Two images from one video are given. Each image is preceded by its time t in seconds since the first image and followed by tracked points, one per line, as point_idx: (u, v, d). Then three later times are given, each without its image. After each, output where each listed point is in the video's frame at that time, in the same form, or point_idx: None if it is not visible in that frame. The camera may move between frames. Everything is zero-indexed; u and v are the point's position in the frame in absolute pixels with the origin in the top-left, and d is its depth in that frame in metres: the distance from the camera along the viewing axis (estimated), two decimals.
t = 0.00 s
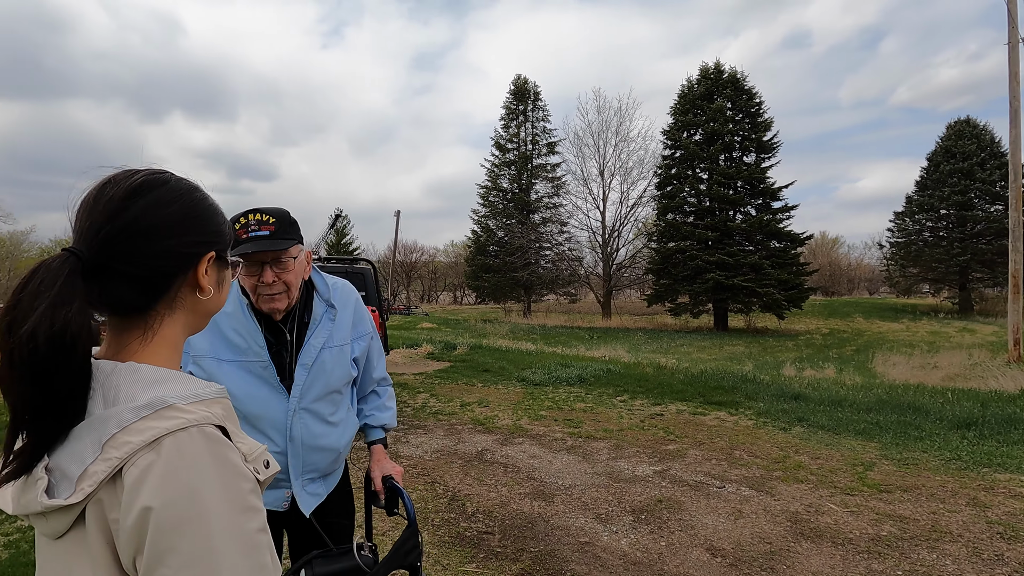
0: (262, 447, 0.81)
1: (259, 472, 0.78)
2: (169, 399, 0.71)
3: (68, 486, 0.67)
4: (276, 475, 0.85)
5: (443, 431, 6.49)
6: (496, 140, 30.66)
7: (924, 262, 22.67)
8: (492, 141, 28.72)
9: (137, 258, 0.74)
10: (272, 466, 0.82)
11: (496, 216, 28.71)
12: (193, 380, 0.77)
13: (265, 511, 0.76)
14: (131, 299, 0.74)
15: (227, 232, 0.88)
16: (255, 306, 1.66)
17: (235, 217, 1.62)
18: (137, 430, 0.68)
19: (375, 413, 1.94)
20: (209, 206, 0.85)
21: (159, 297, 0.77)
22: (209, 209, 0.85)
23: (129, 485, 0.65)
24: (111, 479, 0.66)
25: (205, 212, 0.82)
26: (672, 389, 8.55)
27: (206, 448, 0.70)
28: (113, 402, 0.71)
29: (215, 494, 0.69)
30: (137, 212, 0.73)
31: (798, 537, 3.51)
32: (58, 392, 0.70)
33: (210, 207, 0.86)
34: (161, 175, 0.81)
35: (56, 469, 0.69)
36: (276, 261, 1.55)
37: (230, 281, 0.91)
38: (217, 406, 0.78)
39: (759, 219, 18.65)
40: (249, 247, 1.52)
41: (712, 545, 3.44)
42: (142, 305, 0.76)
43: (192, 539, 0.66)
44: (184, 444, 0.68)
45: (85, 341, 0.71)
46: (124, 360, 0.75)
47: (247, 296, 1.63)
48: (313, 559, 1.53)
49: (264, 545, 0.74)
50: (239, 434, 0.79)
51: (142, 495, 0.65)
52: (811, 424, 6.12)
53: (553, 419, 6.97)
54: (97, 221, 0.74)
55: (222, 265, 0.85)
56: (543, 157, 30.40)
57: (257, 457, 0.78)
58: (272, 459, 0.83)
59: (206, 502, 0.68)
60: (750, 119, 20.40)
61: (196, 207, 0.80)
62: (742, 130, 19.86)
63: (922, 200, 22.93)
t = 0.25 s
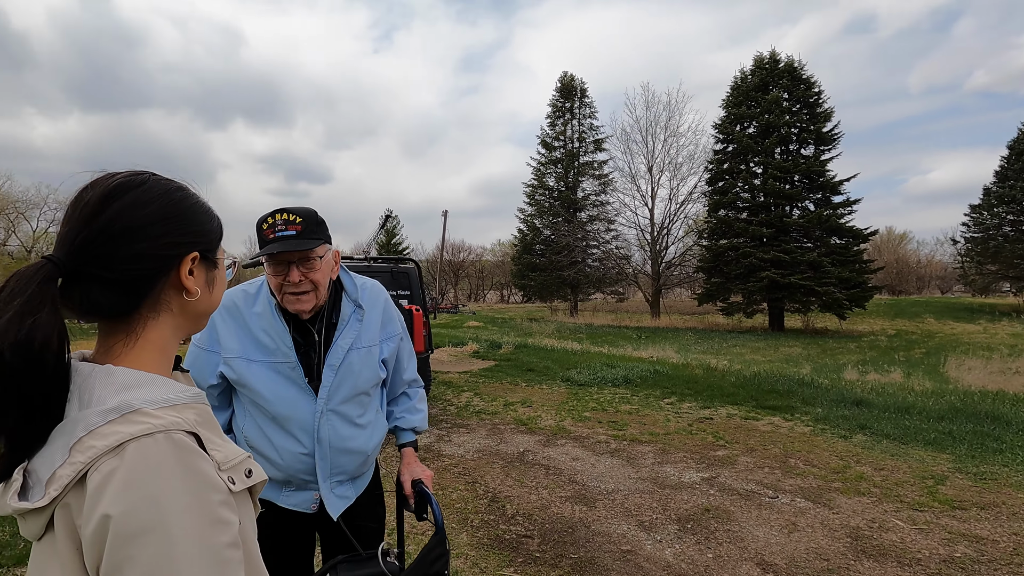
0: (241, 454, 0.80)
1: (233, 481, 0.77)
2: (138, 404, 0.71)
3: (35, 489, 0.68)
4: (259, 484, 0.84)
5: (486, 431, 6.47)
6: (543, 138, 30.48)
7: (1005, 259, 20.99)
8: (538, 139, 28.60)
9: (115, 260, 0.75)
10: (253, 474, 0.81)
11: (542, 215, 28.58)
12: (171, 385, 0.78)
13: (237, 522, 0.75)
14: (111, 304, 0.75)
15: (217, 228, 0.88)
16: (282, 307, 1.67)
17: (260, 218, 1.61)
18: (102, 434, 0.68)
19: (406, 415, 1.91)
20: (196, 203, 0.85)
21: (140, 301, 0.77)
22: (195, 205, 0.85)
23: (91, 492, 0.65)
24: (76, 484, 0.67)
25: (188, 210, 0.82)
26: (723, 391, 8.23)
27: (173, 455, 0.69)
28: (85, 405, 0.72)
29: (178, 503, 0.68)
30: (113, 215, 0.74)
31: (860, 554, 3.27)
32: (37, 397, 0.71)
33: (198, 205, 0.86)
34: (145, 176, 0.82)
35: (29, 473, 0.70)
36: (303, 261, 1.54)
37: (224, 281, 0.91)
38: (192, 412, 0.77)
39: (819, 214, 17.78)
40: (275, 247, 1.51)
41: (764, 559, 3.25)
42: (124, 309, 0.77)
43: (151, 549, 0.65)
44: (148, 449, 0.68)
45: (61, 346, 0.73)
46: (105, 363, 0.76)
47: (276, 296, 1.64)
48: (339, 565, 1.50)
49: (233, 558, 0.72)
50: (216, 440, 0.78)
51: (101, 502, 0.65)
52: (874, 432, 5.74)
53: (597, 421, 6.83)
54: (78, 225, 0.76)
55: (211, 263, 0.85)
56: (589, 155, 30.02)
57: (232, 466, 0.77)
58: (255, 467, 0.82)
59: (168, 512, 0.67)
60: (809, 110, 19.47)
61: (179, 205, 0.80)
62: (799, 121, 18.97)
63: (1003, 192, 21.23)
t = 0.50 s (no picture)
0: (223, 459, 0.79)
1: (210, 487, 0.75)
2: (113, 404, 0.70)
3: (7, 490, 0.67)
4: (245, 489, 0.82)
5: (524, 431, 6.42)
6: (585, 135, 30.14)
7: None
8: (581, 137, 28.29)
9: (97, 260, 0.75)
10: (235, 481, 0.80)
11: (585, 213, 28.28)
12: (153, 387, 0.76)
13: (212, 530, 0.73)
14: (94, 303, 0.75)
15: (206, 222, 0.87)
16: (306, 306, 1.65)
17: (283, 217, 1.59)
18: (74, 436, 0.67)
19: (431, 416, 1.87)
20: (181, 199, 0.84)
21: (125, 300, 0.77)
22: (181, 200, 0.84)
23: (60, 496, 0.64)
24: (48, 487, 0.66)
25: (172, 205, 0.81)
26: (772, 395, 7.87)
27: (145, 459, 0.68)
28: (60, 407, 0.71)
29: (146, 511, 0.67)
30: (93, 215, 0.74)
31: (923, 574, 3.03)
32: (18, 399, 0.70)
33: (186, 200, 0.86)
34: (129, 173, 0.82)
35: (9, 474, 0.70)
36: (324, 257, 1.51)
37: (219, 277, 0.90)
38: (170, 413, 0.76)
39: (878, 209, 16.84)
40: (296, 243, 1.48)
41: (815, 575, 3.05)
42: (109, 309, 0.76)
43: (118, 554, 0.64)
44: (120, 452, 0.67)
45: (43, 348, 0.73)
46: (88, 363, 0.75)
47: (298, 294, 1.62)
48: (358, 568, 1.47)
49: (207, 566, 0.71)
50: (196, 444, 0.77)
51: (68, 506, 0.64)
52: (940, 441, 5.34)
53: (639, 424, 6.66)
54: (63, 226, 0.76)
55: (201, 260, 0.84)
56: (633, 151, 29.49)
57: (210, 472, 0.76)
58: (238, 473, 0.81)
59: (135, 519, 0.66)
60: (867, 99, 18.47)
61: (161, 201, 0.80)
62: (857, 111, 18.01)
63: None
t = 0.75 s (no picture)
0: (214, 469, 0.78)
1: (200, 496, 0.74)
2: (105, 409, 0.69)
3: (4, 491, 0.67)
4: (236, 501, 0.81)
5: (568, 432, 6.33)
6: (635, 131, 29.56)
7: None
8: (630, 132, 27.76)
9: (93, 269, 0.74)
10: (226, 490, 0.79)
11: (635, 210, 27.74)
12: (150, 393, 0.75)
13: (199, 537, 0.72)
14: (92, 312, 0.74)
15: (210, 230, 0.86)
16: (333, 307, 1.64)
17: (309, 218, 1.59)
18: (65, 440, 0.66)
19: (458, 420, 1.84)
20: (186, 207, 0.83)
21: (125, 310, 0.76)
22: (183, 208, 0.83)
23: (48, 497, 0.63)
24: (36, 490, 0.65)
25: (174, 215, 0.80)
26: (833, 400, 7.43)
27: (133, 467, 0.67)
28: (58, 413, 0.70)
29: (131, 519, 0.65)
30: (91, 225, 0.73)
31: None
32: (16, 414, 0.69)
33: (189, 208, 0.84)
34: (131, 181, 0.80)
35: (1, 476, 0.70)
36: (347, 258, 1.49)
37: (220, 285, 0.88)
38: (163, 421, 0.75)
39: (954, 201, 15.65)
40: (319, 244, 1.46)
41: None
42: (105, 318, 0.75)
43: (102, 561, 0.63)
44: (107, 457, 0.66)
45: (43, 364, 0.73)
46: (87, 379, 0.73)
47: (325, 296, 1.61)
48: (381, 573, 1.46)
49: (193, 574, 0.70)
50: (187, 452, 0.76)
51: (56, 510, 0.63)
52: None
53: (687, 427, 6.44)
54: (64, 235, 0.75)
55: (201, 268, 0.83)
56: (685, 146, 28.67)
57: (200, 481, 0.75)
58: (229, 482, 0.80)
59: (120, 526, 0.64)
60: (942, 83, 17.20)
61: (163, 211, 0.78)
62: (930, 97, 16.79)
63: None
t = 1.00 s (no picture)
0: (206, 464, 0.78)
1: (191, 491, 0.74)
2: (100, 406, 0.70)
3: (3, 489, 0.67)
4: (227, 497, 0.81)
5: (605, 433, 6.23)
6: (681, 126, 28.86)
7: None
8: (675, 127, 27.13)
9: (93, 275, 0.75)
10: (217, 486, 0.79)
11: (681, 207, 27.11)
12: (147, 393, 0.76)
13: (190, 532, 0.72)
14: (93, 315, 0.75)
15: (209, 236, 0.86)
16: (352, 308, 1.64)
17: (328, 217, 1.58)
18: (58, 437, 0.66)
19: (478, 421, 1.82)
20: (187, 215, 0.83)
21: (123, 312, 0.77)
22: (183, 214, 0.83)
23: (40, 495, 0.63)
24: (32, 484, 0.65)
25: (173, 222, 0.80)
26: (890, 405, 7.02)
27: (123, 462, 0.67)
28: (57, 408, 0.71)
29: (122, 514, 0.65)
30: (90, 231, 0.74)
31: None
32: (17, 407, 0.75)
33: (191, 214, 0.84)
34: (131, 189, 0.81)
35: None
36: (363, 258, 1.49)
37: (219, 289, 0.88)
38: (156, 417, 0.75)
39: None
40: (335, 244, 1.46)
41: None
42: (106, 320, 0.76)
43: (94, 555, 0.63)
44: (101, 453, 0.66)
45: (41, 362, 0.77)
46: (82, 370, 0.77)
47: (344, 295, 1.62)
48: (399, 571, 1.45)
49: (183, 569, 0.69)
50: (179, 448, 0.75)
51: (48, 503, 0.63)
52: None
53: (730, 431, 6.22)
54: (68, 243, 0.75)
55: (198, 274, 0.83)
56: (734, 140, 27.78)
57: (192, 476, 0.75)
58: (220, 478, 0.80)
59: (111, 518, 0.64)
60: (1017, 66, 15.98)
61: (160, 218, 0.78)
62: (1003, 81, 15.64)
63: None
